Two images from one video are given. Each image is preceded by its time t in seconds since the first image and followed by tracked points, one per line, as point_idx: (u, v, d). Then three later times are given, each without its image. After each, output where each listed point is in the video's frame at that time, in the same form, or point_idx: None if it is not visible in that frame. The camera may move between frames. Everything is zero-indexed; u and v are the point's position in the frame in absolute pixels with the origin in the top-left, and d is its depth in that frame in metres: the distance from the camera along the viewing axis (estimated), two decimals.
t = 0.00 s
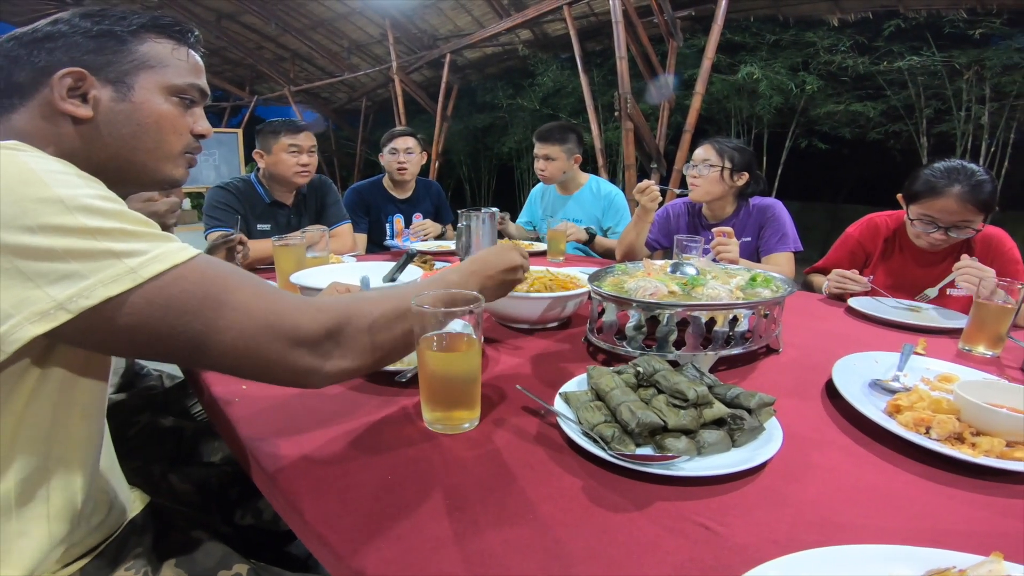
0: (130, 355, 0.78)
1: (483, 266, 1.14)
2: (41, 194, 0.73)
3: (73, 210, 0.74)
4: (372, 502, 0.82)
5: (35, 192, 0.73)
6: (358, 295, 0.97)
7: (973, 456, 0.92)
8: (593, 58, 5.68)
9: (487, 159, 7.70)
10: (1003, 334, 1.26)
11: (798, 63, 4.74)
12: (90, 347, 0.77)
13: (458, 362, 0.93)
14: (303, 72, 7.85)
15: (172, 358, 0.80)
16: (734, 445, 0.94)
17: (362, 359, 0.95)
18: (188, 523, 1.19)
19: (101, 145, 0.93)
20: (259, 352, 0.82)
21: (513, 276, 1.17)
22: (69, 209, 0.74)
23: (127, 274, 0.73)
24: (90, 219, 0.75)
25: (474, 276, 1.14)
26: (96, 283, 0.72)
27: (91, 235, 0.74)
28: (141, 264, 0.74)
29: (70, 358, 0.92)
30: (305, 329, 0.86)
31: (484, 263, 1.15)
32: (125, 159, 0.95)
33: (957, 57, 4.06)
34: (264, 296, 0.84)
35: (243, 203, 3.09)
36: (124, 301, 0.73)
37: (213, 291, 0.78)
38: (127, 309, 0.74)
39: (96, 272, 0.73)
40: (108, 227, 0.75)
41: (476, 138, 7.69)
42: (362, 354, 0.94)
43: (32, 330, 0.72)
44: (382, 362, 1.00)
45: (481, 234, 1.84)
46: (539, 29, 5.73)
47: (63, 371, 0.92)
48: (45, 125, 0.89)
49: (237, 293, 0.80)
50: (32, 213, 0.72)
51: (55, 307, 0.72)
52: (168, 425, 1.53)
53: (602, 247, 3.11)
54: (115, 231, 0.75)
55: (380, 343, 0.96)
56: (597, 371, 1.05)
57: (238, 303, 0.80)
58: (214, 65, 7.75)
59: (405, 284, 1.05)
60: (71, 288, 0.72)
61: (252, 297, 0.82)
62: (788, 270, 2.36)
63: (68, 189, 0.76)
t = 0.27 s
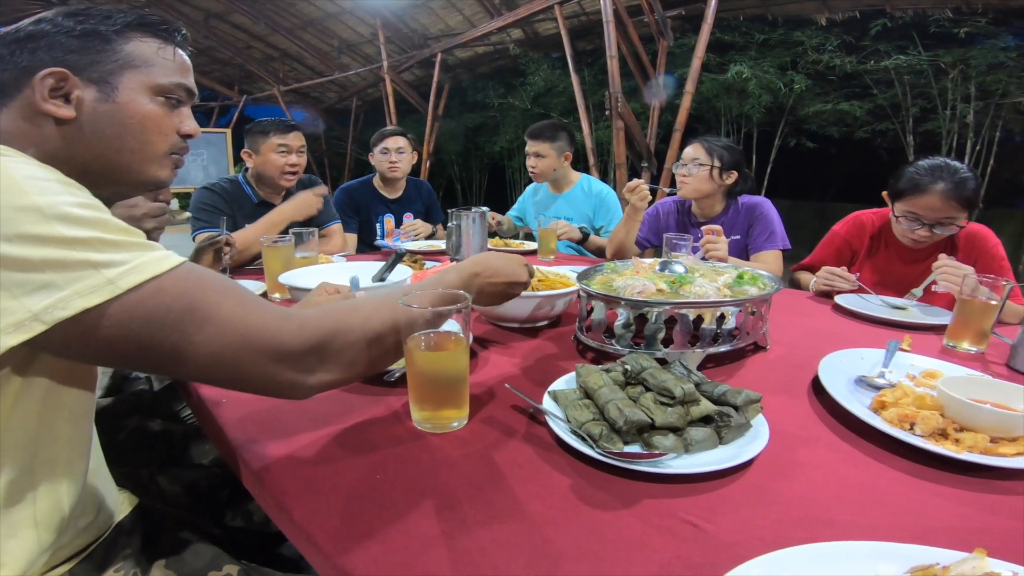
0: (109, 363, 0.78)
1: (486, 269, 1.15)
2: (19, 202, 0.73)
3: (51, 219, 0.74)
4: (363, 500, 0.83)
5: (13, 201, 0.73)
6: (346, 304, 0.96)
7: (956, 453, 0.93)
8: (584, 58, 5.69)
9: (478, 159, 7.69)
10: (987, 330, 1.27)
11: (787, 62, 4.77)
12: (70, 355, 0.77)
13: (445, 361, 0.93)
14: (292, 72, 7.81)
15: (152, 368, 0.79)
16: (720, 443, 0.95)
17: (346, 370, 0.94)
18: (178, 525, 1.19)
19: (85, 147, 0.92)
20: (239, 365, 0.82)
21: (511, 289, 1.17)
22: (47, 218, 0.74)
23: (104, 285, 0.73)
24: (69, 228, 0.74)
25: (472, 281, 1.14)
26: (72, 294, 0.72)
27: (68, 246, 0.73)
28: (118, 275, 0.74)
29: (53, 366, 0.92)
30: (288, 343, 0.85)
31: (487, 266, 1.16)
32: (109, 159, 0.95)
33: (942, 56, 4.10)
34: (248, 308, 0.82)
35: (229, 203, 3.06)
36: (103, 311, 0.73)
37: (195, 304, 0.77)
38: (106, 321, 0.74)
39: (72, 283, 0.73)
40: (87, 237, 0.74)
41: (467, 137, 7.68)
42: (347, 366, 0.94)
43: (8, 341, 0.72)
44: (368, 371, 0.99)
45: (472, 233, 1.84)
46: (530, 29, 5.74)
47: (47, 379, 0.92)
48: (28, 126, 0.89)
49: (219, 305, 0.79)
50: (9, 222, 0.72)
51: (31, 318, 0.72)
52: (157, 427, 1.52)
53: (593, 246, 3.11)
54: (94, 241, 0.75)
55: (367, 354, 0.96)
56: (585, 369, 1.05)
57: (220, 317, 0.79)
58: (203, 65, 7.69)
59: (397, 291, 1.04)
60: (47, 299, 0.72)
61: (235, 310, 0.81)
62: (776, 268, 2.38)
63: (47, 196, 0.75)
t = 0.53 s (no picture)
0: (87, 363, 0.78)
1: (477, 267, 1.15)
2: None
3: (26, 218, 0.73)
4: (350, 499, 0.83)
5: None
6: (329, 305, 0.96)
7: (937, 447, 0.95)
8: (573, 57, 5.70)
9: (468, 158, 7.68)
10: (968, 325, 1.29)
11: (774, 61, 4.81)
12: (49, 355, 0.76)
13: (429, 362, 0.93)
14: (280, 70, 7.75)
15: (131, 369, 0.79)
16: (706, 439, 0.96)
17: (329, 370, 0.95)
18: (164, 526, 1.18)
19: (63, 146, 0.91)
20: (221, 366, 0.82)
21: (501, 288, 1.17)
22: (22, 218, 0.73)
23: (81, 284, 0.72)
24: (45, 228, 0.73)
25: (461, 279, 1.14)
26: (48, 294, 0.72)
27: (45, 245, 0.73)
28: (95, 275, 0.73)
29: (32, 367, 0.91)
30: (271, 344, 0.85)
31: (478, 263, 1.16)
32: (89, 158, 0.94)
33: (925, 55, 4.16)
34: (229, 308, 0.82)
35: (213, 203, 3.04)
36: (81, 312, 0.73)
37: (174, 303, 0.77)
38: (84, 321, 0.73)
39: (48, 283, 0.72)
40: (64, 237, 0.74)
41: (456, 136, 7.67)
42: (330, 366, 0.94)
43: None
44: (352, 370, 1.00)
45: (460, 231, 1.85)
46: (519, 27, 5.74)
47: (27, 380, 0.91)
48: (5, 125, 0.88)
49: (199, 306, 0.79)
50: None
51: (8, 318, 0.71)
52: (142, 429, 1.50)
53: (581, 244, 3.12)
54: (71, 241, 0.74)
55: (350, 354, 0.96)
56: (572, 367, 1.06)
57: (200, 317, 0.79)
58: (188, 63, 7.61)
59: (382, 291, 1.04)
60: (22, 299, 0.72)
61: (216, 310, 0.80)
62: (762, 265, 2.40)
63: (21, 195, 0.74)
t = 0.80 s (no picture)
0: (72, 360, 0.77)
1: (468, 265, 1.15)
2: None
3: (8, 215, 0.72)
4: (338, 499, 0.83)
5: None
6: (317, 297, 0.95)
7: (918, 442, 0.97)
8: (562, 56, 5.71)
9: (457, 157, 7.67)
10: (949, 321, 1.31)
11: (760, 60, 4.86)
12: (34, 352, 0.76)
13: (413, 360, 0.93)
14: (267, 70, 7.69)
15: (119, 363, 0.79)
16: (691, 434, 0.97)
17: (319, 362, 0.95)
18: (150, 528, 1.17)
19: (43, 146, 0.90)
20: (209, 359, 0.82)
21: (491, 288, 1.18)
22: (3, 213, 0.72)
23: (65, 280, 0.72)
24: (28, 224, 0.73)
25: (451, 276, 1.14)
26: (32, 290, 0.71)
27: (28, 241, 0.72)
28: (80, 269, 0.73)
29: (16, 366, 0.90)
30: (258, 336, 0.85)
31: (470, 262, 1.16)
32: (69, 158, 0.93)
33: (908, 54, 4.22)
34: (216, 301, 0.82)
35: (199, 202, 3.02)
36: (66, 307, 0.72)
37: (160, 297, 0.77)
38: (69, 316, 0.73)
39: (32, 279, 0.71)
40: (47, 232, 0.73)
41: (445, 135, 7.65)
42: (319, 359, 0.94)
43: None
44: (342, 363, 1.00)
45: (447, 231, 1.85)
46: (508, 26, 5.75)
47: (9, 380, 0.90)
48: None
49: (184, 299, 0.79)
50: None
51: None
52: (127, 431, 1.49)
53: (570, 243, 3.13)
54: (54, 237, 0.73)
55: (339, 346, 0.96)
56: (558, 364, 1.06)
57: (187, 311, 0.79)
58: (173, 62, 7.51)
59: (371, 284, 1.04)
60: (5, 296, 0.71)
61: (202, 303, 0.80)
62: (747, 262, 2.43)
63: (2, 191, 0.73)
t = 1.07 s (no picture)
0: (55, 362, 0.77)
1: (459, 266, 1.16)
2: None
3: None
4: (326, 498, 0.83)
5: None
6: (302, 298, 0.95)
7: (900, 436, 0.98)
8: (551, 54, 5.72)
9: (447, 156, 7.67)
10: (930, 315, 1.33)
11: (747, 58, 4.90)
12: (15, 354, 0.75)
13: (397, 359, 0.93)
14: (254, 69, 7.63)
15: (102, 366, 0.78)
16: (677, 430, 0.98)
17: (304, 363, 0.95)
18: (138, 529, 1.17)
19: (28, 149, 0.89)
20: (194, 361, 0.82)
21: (481, 288, 1.19)
22: None
23: (47, 282, 0.72)
24: (10, 226, 0.72)
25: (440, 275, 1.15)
26: (15, 292, 0.70)
27: (10, 243, 0.72)
28: (62, 271, 0.72)
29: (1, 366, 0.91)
30: (243, 336, 0.85)
31: (462, 262, 1.16)
32: (53, 160, 0.93)
33: (892, 52, 4.26)
34: (202, 302, 0.82)
35: (186, 202, 3.00)
36: (48, 309, 0.72)
37: (144, 299, 0.76)
38: (51, 318, 0.72)
39: (14, 281, 0.71)
40: (30, 235, 0.73)
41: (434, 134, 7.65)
42: (304, 359, 0.94)
43: None
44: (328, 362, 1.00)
45: (435, 230, 1.86)
46: (498, 25, 5.74)
47: None
48: None
49: (167, 300, 0.78)
50: None
51: None
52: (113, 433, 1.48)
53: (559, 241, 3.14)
54: (36, 239, 0.73)
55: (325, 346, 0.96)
56: (545, 361, 1.07)
57: (172, 312, 0.78)
58: (158, 61, 7.43)
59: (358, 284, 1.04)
60: None
61: (188, 304, 0.80)
62: (734, 259, 2.45)
63: None
